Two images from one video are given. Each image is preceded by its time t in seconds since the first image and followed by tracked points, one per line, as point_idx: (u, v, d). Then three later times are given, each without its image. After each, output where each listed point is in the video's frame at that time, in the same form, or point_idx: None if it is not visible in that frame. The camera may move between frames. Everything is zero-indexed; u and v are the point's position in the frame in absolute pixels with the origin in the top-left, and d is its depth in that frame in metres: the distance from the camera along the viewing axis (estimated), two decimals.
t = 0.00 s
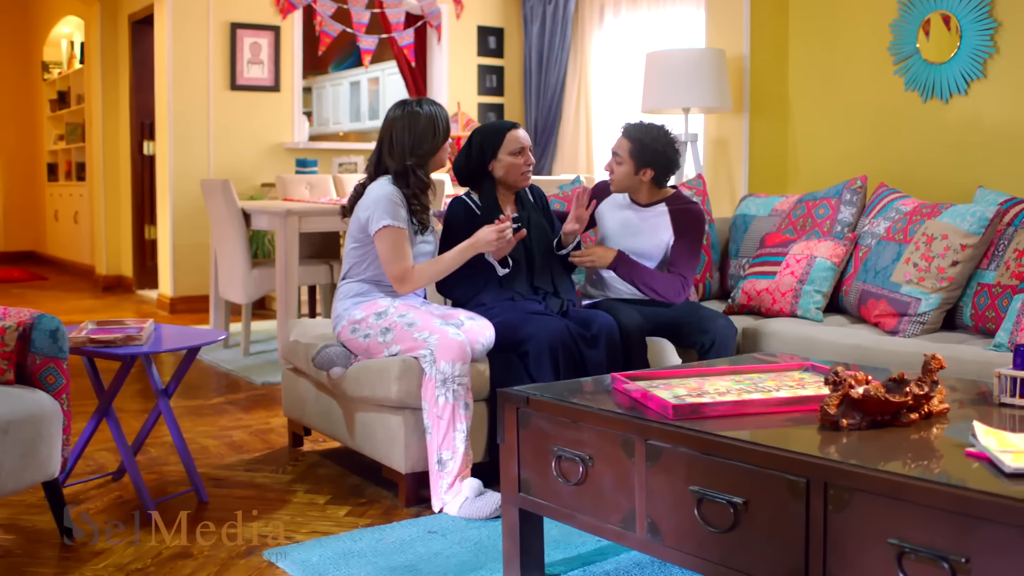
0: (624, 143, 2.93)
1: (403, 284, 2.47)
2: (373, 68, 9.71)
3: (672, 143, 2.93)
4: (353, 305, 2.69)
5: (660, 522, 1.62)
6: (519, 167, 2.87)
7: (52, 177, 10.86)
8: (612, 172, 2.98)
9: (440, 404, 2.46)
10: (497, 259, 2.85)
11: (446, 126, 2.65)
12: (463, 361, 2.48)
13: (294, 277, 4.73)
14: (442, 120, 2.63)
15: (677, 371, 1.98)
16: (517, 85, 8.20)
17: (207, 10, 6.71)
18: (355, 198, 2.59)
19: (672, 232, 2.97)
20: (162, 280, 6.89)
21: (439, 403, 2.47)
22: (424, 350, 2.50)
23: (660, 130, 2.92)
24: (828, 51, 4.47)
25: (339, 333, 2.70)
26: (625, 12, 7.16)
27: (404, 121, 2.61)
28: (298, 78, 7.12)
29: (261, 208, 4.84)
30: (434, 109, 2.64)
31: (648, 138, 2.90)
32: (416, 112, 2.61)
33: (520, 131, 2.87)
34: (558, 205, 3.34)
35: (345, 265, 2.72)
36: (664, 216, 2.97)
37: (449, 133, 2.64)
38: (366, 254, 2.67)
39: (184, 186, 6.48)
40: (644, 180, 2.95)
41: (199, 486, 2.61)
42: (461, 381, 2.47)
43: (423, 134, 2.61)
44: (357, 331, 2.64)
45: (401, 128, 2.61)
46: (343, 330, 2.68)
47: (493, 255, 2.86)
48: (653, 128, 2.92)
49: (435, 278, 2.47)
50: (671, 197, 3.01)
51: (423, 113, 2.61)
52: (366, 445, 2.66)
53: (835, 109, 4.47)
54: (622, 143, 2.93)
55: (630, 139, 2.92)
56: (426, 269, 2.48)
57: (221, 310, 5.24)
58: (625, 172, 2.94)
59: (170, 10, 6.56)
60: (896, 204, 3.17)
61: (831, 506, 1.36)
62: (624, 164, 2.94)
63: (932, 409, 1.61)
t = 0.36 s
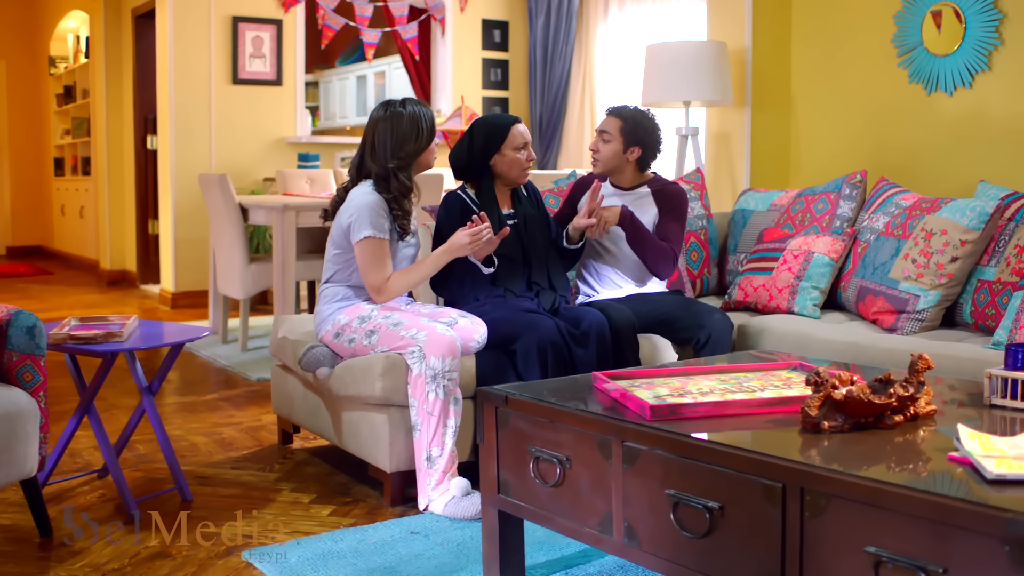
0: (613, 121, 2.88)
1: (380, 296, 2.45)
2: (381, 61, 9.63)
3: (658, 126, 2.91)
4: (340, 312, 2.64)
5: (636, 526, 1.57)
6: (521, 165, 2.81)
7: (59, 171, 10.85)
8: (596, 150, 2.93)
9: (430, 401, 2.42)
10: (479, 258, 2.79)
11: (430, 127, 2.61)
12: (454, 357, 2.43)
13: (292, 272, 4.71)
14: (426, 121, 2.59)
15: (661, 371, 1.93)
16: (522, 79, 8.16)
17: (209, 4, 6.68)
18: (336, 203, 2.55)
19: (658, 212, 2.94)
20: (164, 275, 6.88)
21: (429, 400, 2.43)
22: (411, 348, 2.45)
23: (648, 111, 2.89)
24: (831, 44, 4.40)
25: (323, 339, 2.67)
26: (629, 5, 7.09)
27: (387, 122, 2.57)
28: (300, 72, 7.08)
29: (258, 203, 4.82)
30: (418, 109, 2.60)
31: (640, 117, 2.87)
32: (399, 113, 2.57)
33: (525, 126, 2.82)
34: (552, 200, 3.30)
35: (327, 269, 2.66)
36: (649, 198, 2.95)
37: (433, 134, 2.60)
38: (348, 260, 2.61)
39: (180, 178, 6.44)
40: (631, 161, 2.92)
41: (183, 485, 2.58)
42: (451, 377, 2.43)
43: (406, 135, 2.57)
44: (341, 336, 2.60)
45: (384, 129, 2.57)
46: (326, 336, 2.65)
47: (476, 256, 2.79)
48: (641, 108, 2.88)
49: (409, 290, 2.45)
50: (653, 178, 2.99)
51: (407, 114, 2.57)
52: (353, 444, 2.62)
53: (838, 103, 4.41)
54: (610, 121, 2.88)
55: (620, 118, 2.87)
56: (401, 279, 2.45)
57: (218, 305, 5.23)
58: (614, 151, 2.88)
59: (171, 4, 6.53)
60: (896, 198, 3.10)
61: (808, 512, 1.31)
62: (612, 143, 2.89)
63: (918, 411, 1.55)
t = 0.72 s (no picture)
0: (600, 130, 2.79)
1: (356, 296, 2.46)
2: (387, 57, 9.40)
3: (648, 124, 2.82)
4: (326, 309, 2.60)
5: (613, 532, 1.53)
6: (501, 167, 2.75)
7: (67, 167, 10.85)
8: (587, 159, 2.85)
9: (417, 400, 2.38)
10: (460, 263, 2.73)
11: (421, 125, 2.56)
12: (442, 355, 2.40)
13: (290, 268, 4.70)
14: (417, 119, 2.55)
15: (645, 371, 1.89)
16: (528, 75, 8.12)
17: None
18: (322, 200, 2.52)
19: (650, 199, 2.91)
20: (168, 271, 6.87)
21: (416, 398, 2.39)
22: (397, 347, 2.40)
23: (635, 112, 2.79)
24: (835, 37, 4.33)
25: (310, 337, 2.63)
26: None
27: (377, 119, 2.53)
28: (305, 68, 7.04)
29: (257, 198, 4.80)
30: (409, 107, 2.55)
31: (622, 122, 2.77)
32: (390, 110, 2.53)
33: (512, 128, 2.72)
34: (547, 196, 3.24)
35: (316, 265, 2.63)
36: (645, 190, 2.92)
37: (424, 132, 2.55)
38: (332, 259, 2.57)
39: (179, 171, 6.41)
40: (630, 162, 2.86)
41: (167, 484, 2.55)
42: (439, 376, 2.39)
43: (396, 133, 2.53)
44: (328, 333, 2.56)
45: (373, 126, 2.53)
46: (313, 334, 2.61)
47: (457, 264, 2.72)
48: (627, 110, 2.78)
49: (388, 297, 2.47)
50: (647, 173, 2.93)
51: (398, 111, 2.53)
52: (339, 444, 2.59)
53: (843, 97, 4.34)
54: (596, 131, 2.79)
55: (606, 125, 2.78)
56: (381, 286, 2.47)
57: (218, 301, 5.21)
58: (607, 160, 2.82)
59: None
60: (896, 194, 3.04)
61: (783, 520, 1.26)
62: (603, 152, 2.81)
63: (904, 414, 1.50)
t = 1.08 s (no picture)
0: (580, 136, 2.81)
1: (341, 295, 2.47)
2: (396, 53, 9.35)
3: (628, 128, 2.81)
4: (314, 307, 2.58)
5: (588, 538, 1.48)
6: (496, 164, 2.70)
7: (78, 163, 10.87)
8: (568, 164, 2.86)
9: (402, 399, 2.35)
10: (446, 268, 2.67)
11: (413, 123, 2.52)
12: (428, 354, 2.36)
13: (290, 265, 4.67)
14: (409, 117, 2.50)
15: (629, 372, 1.84)
16: (536, 70, 8.06)
17: None
18: (308, 196, 2.51)
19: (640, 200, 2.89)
20: (173, 267, 6.87)
21: (401, 398, 2.35)
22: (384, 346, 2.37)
23: (612, 115, 2.80)
24: (841, 31, 4.27)
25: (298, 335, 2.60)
26: None
27: (369, 115, 2.49)
28: (310, 63, 7.02)
29: (258, 194, 4.79)
30: (402, 104, 2.51)
31: (601, 127, 2.78)
32: (382, 107, 2.48)
33: (507, 124, 2.69)
34: (544, 193, 3.20)
35: (303, 263, 2.63)
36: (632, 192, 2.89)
37: (416, 131, 2.51)
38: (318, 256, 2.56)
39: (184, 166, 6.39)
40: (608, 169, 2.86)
41: (153, 483, 2.52)
42: (425, 375, 2.35)
43: (387, 131, 2.49)
44: (316, 331, 2.53)
45: (364, 122, 2.49)
46: (300, 332, 2.58)
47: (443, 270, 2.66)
48: (603, 115, 2.79)
49: (374, 298, 2.46)
50: (633, 171, 2.92)
51: (389, 108, 2.48)
52: (327, 444, 2.55)
53: (849, 92, 4.28)
54: (575, 136, 2.81)
55: (583, 130, 2.80)
56: (366, 286, 2.47)
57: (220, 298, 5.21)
58: (586, 166, 2.82)
59: None
60: (898, 191, 2.98)
61: (756, 529, 1.22)
62: (582, 158, 2.82)
63: (890, 418, 1.45)
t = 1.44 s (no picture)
0: (566, 137, 2.74)
1: (329, 294, 2.43)
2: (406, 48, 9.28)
3: (615, 126, 2.75)
4: (302, 305, 2.55)
5: (561, 544, 1.44)
6: (486, 158, 2.63)
7: (87, 160, 10.88)
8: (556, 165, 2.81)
9: (389, 398, 2.31)
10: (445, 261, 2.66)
11: (407, 122, 2.45)
12: (415, 353, 2.32)
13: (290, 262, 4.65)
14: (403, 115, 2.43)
15: (612, 373, 1.80)
16: (544, 66, 8.02)
17: None
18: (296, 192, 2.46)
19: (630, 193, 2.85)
20: (178, 264, 6.86)
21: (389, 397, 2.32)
22: (371, 344, 2.34)
23: (597, 114, 2.74)
24: (845, 25, 4.21)
25: (285, 333, 2.57)
26: None
27: (362, 112, 2.41)
28: (315, 59, 6.99)
29: (258, 191, 4.77)
30: (397, 102, 2.44)
31: (586, 128, 2.72)
32: (376, 104, 2.41)
33: (497, 117, 2.62)
34: (537, 187, 3.22)
35: (291, 261, 2.59)
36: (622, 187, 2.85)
37: (409, 131, 2.44)
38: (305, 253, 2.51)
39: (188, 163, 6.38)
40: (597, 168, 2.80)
41: (138, 484, 2.49)
42: (411, 374, 2.32)
43: (380, 129, 2.41)
44: (303, 330, 2.49)
45: (357, 119, 2.42)
46: (288, 331, 2.55)
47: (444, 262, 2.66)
48: (589, 115, 2.73)
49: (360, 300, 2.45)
50: (624, 167, 2.86)
51: (383, 106, 2.41)
52: (313, 444, 2.52)
53: (855, 87, 4.21)
54: (560, 138, 2.75)
55: (568, 132, 2.73)
56: (355, 285, 2.44)
57: (221, 296, 5.19)
58: (573, 167, 2.77)
59: None
60: (899, 187, 2.92)
61: (726, 538, 1.17)
62: (570, 160, 2.76)
63: (872, 423, 1.40)
